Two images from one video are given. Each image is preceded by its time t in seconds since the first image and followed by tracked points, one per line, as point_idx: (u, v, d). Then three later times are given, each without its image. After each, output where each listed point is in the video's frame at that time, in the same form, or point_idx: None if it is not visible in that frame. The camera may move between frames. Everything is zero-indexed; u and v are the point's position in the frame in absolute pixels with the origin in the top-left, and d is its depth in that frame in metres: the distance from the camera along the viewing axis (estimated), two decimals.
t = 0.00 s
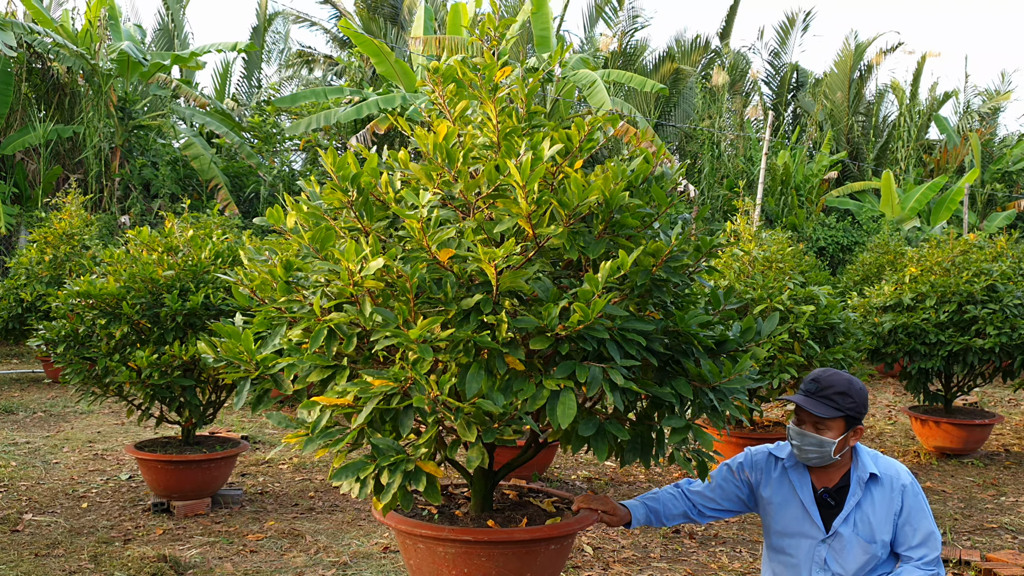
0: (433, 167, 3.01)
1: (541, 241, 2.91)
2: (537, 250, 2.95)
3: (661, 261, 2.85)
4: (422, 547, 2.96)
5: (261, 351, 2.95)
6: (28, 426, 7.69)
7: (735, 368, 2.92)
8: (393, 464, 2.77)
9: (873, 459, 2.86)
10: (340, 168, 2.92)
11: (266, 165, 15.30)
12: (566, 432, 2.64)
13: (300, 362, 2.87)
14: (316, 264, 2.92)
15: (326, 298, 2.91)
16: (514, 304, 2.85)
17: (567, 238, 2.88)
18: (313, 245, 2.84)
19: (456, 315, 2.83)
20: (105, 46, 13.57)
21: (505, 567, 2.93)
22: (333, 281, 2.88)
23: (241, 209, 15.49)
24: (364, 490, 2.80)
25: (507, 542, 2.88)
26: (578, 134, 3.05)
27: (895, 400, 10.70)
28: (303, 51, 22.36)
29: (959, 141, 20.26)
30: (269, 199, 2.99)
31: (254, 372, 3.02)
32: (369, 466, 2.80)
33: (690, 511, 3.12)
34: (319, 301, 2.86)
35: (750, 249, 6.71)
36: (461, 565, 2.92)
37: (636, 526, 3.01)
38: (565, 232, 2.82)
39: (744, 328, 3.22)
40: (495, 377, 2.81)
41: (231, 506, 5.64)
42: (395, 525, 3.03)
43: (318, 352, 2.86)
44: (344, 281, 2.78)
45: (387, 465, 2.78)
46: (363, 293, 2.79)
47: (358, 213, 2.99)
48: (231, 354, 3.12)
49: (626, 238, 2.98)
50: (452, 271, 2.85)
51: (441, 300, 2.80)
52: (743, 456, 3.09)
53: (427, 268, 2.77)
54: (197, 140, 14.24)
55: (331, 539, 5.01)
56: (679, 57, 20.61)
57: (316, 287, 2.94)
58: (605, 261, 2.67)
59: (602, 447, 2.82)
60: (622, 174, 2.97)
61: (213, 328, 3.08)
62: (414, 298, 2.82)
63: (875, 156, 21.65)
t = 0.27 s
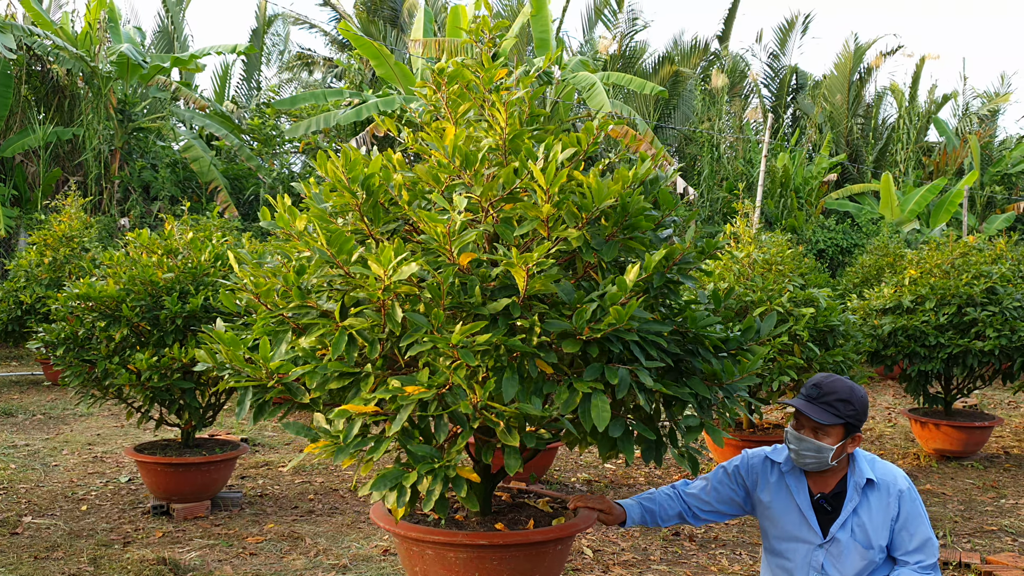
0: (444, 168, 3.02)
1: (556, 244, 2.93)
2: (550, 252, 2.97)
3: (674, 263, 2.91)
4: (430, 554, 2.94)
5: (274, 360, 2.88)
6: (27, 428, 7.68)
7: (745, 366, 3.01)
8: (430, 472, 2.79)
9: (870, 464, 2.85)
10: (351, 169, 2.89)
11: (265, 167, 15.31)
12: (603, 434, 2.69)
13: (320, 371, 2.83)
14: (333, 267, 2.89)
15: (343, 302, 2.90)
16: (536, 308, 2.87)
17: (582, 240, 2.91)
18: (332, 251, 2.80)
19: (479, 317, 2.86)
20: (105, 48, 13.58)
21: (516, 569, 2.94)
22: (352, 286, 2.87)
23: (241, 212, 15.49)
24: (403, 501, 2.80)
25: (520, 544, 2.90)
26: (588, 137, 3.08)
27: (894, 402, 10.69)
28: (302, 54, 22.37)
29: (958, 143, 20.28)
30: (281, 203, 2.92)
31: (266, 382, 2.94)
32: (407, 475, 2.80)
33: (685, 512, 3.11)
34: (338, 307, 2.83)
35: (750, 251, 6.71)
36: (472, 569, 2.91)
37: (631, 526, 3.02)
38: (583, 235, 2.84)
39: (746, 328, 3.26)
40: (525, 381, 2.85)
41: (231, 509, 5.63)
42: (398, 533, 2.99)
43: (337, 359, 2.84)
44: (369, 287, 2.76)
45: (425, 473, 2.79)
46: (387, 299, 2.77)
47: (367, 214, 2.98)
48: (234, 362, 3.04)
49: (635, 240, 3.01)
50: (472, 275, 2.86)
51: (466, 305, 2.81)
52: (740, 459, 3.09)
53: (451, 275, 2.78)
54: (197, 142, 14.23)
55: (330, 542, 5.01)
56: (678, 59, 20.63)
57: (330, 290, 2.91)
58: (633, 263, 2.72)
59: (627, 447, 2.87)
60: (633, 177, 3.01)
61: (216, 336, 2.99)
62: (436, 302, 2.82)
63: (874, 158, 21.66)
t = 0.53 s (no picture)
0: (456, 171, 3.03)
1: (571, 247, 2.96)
2: (564, 255, 2.99)
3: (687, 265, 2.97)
4: (441, 560, 2.92)
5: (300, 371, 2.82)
6: (27, 431, 7.67)
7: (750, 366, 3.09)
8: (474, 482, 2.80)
9: (867, 465, 2.85)
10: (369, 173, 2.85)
11: (265, 169, 15.32)
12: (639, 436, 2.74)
13: (349, 380, 2.79)
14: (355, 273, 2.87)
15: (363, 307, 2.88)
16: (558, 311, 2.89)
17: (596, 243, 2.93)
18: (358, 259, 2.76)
19: (502, 321, 2.89)
20: (105, 50, 13.59)
21: (527, 570, 2.95)
22: (375, 292, 2.86)
23: (240, 213, 15.49)
24: (450, 508, 2.79)
25: (532, 546, 2.91)
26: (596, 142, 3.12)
27: (894, 404, 10.69)
28: (302, 55, 22.38)
29: (957, 145, 20.29)
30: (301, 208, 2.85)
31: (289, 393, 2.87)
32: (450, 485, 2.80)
33: (681, 513, 3.12)
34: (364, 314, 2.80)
35: (749, 253, 6.71)
36: (485, 572, 2.91)
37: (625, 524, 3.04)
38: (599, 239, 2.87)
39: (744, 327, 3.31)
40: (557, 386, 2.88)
41: (231, 511, 5.62)
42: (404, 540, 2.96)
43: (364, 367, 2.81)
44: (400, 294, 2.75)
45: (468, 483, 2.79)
46: (418, 306, 2.76)
47: (379, 218, 2.96)
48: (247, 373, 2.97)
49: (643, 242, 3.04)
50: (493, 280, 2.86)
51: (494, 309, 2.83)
52: (737, 462, 3.09)
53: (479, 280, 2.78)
54: (197, 144, 14.23)
55: (331, 544, 5.00)
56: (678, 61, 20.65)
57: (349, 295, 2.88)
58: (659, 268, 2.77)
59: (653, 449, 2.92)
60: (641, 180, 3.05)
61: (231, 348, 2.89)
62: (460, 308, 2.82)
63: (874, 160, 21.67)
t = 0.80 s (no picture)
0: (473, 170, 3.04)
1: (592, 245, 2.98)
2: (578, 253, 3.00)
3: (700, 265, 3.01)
4: (454, 561, 2.90)
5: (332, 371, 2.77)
6: (27, 431, 7.66)
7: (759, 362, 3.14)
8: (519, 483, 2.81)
9: (868, 463, 2.85)
10: (394, 169, 2.79)
11: (264, 169, 15.31)
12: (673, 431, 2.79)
13: (384, 380, 2.77)
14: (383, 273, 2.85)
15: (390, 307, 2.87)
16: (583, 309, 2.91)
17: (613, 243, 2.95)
18: (391, 260, 2.73)
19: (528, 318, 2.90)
20: (105, 50, 13.59)
21: (539, 568, 2.98)
22: (402, 291, 2.84)
23: (240, 214, 15.49)
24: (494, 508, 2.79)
25: (547, 544, 2.94)
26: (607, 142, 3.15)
27: (894, 404, 10.70)
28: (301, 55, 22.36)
29: (957, 146, 20.30)
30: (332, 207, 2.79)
31: (320, 394, 2.80)
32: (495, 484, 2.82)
33: (681, 510, 3.12)
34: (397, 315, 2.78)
35: (750, 253, 6.70)
36: (499, 572, 2.92)
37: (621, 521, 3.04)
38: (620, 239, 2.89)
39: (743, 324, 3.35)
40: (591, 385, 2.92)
41: (231, 511, 5.62)
42: (413, 543, 2.93)
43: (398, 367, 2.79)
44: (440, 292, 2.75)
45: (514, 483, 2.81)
46: (456, 308, 2.73)
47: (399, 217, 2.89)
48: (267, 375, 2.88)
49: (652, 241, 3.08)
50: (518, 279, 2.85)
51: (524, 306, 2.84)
52: (738, 460, 3.09)
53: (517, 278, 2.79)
54: (196, 144, 14.22)
55: (331, 544, 5.00)
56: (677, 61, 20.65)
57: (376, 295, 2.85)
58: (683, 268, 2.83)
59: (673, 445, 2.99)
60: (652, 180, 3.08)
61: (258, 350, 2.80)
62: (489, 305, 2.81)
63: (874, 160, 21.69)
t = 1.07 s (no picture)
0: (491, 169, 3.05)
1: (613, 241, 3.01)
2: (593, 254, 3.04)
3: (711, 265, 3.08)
4: (471, 562, 2.89)
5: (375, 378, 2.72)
6: (27, 431, 7.66)
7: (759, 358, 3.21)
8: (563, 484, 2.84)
9: (873, 464, 2.86)
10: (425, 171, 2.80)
11: (264, 169, 15.31)
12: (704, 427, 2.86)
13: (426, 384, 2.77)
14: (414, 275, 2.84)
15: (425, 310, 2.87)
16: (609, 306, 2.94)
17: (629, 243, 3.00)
18: (427, 261, 2.72)
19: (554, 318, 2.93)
20: (105, 50, 13.60)
21: (550, 566, 3.00)
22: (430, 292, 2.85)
23: (240, 214, 15.50)
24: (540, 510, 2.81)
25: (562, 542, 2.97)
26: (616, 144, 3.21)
27: (894, 404, 10.71)
28: (301, 56, 22.36)
29: (957, 146, 20.30)
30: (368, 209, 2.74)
31: (359, 399, 2.77)
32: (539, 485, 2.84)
33: (682, 510, 3.13)
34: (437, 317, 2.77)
35: (751, 253, 6.70)
36: (514, 572, 2.93)
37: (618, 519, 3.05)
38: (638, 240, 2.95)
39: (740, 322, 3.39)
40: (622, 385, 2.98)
41: (232, 512, 5.61)
42: (427, 547, 2.91)
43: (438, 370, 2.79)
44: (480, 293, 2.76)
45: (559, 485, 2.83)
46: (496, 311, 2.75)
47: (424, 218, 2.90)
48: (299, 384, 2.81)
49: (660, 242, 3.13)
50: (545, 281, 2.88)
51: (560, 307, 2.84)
52: (742, 460, 3.09)
53: (555, 276, 2.82)
54: (196, 145, 14.21)
55: (332, 544, 5.00)
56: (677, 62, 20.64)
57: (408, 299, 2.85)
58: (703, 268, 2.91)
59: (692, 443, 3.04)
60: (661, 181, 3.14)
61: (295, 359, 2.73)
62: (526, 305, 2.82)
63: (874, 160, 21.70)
